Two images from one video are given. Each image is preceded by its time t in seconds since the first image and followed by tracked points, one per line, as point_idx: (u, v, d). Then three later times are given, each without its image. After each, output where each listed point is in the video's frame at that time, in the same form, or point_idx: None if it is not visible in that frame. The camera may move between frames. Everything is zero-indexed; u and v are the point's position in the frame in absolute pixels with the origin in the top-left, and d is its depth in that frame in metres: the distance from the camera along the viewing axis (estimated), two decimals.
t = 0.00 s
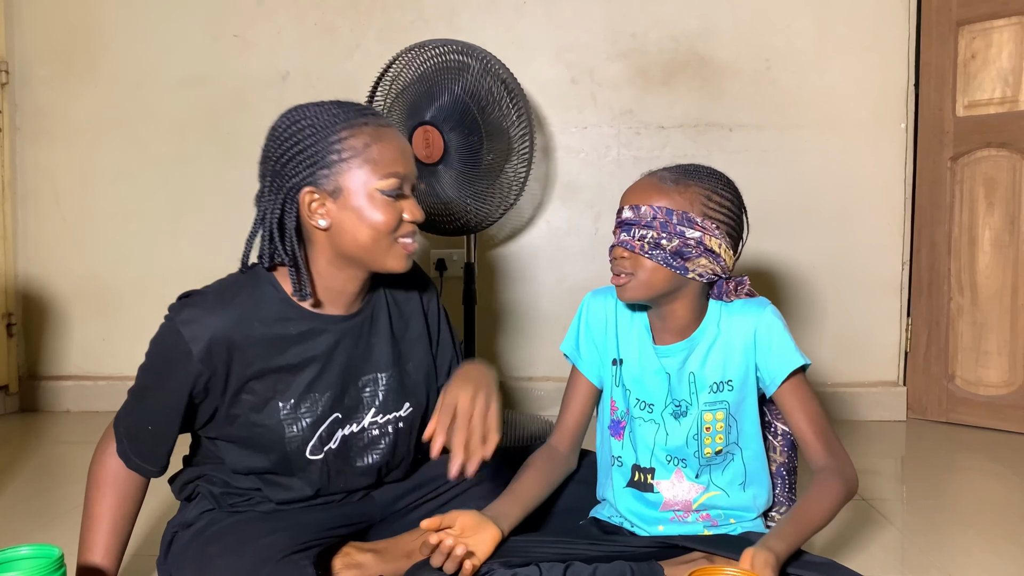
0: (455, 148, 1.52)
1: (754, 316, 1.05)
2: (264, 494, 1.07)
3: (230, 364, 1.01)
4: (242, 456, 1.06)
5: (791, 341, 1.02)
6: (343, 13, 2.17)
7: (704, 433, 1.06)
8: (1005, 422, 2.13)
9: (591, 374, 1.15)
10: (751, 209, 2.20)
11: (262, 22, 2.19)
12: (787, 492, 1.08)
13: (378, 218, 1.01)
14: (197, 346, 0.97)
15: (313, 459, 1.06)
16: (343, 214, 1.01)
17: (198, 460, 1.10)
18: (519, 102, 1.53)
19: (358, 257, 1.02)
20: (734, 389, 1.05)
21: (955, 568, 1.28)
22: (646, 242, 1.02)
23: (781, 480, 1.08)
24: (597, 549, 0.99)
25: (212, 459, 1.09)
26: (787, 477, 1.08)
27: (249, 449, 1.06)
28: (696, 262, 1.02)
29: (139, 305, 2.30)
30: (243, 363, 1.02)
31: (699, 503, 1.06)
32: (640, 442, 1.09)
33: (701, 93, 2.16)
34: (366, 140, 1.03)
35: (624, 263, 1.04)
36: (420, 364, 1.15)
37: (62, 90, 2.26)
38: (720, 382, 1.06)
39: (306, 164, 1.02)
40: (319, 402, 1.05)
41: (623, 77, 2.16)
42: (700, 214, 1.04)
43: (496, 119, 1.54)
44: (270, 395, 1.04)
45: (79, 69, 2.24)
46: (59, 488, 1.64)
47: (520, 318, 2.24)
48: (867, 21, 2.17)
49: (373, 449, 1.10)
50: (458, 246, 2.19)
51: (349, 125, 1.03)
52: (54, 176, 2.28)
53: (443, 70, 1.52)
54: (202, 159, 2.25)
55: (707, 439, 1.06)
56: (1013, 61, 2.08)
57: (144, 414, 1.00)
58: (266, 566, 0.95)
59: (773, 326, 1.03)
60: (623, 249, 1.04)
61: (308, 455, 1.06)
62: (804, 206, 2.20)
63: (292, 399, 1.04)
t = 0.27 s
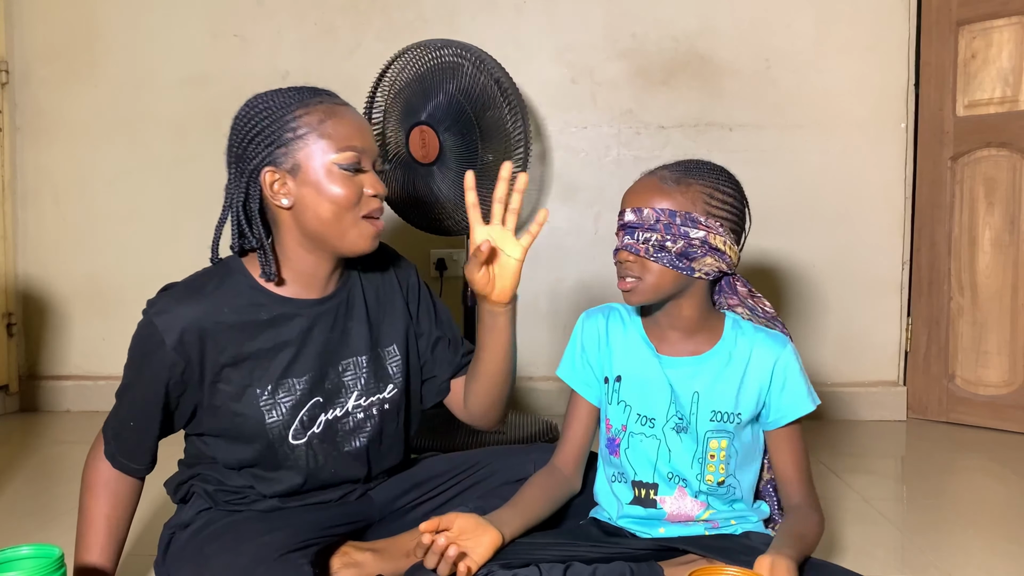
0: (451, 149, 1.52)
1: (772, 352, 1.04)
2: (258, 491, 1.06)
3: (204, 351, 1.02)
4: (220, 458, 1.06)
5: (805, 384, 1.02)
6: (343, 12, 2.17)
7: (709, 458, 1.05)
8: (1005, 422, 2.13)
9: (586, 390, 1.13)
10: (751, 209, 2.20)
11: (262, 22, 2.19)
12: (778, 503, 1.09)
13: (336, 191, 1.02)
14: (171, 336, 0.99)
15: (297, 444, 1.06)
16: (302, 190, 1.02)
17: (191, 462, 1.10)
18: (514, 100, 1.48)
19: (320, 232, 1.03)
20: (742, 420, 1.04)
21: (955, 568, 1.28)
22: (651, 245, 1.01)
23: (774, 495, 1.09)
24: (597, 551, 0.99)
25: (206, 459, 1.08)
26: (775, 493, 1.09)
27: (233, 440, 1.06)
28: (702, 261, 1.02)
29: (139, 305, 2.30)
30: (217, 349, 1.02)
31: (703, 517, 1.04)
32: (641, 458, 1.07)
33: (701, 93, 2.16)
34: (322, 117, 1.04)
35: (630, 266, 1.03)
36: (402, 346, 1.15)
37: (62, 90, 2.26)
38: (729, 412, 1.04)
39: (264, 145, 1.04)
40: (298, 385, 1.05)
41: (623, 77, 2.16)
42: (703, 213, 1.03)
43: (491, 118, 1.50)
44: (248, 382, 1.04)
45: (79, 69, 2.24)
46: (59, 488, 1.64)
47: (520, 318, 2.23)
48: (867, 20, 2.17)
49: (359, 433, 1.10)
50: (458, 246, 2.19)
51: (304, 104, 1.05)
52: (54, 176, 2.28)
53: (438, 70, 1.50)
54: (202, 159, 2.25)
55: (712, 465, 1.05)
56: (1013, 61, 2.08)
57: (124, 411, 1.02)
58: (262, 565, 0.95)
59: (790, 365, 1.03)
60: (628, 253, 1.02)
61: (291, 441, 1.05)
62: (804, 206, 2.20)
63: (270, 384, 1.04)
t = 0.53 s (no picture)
0: (447, 149, 1.52)
1: (774, 354, 1.04)
2: (252, 490, 1.06)
3: (191, 345, 1.03)
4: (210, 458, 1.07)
5: (807, 387, 1.02)
6: (343, 12, 2.17)
7: (710, 458, 1.05)
8: (1004, 422, 2.13)
9: (589, 388, 1.12)
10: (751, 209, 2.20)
11: (262, 22, 2.19)
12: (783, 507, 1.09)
13: (317, 181, 1.04)
14: (157, 330, 1.00)
15: (284, 439, 1.05)
16: (285, 180, 1.05)
17: (187, 463, 1.09)
18: (508, 100, 1.47)
19: (302, 221, 1.05)
20: (743, 421, 1.04)
21: (955, 568, 1.28)
22: (662, 247, 1.00)
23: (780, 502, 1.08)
24: (597, 550, 0.99)
25: (201, 460, 1.08)
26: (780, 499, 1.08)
27: (222, 436, 1.06)
28: (712, 263, 1.02)
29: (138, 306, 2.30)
30: (204, 342, 1.03)
31: (706, 515, 1.04)
32: (643, 456, 1.07)
33: (701, 93, 2.16)
34: (305, 111, 1.07)
35: (640, 267, 1.03)
36: (393, 344, 1.14)
37: (62, 90, 2.26)
38: (730, 412, 1.04)
39: (249, 137, 1.07)
40: (285, 380, 1.05)
41: (623, 77, 2.16)
42: (714, 214, 1.03)
43: (487, 118, 1.50)
44: (235, 376, 1.04)
45: (79, 69, 2.24)
46: (58, 488, 1.64)
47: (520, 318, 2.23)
48: (867, 20, 2.16)
49: (348, 429, 1.09)
50: (458, 246, 2.19)
51: (288, 98, 1.08)
52: (54, 176, 2.28)
53: (434, 70, 1.51)
54: (201, 159, 2.25)
55: (713, 465, 1.05)
56: (1013, 61, 2.08)
57: (115, 408, 1.02)
58: (261, 564, 0.95)
59: (792, 368, 1.03)
60: (639, 253, 1.02)
61: (279, 434, 1.05)
62: (803, 206, 2.20)
63: (257, 378, 1.04)
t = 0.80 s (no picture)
0: (443, 149, 1.53)
1: (774, 353, 1.05)
2: (252, 490, 1.06)
3: (194, 343, 1.03)
4: (211, 458, 1.07)
5: (806, 387, 1.03)
6: (343, 12, 2.17)
7: (711, 458, 1.05)
8: (1004, 421, 2.13)
9: (590, 388, 1.13)
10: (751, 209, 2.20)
11: (262, 22, 2.19)
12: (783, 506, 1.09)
13: (319, 180, 1.05)
14: (161, 328, 1.00)
15: (286, 439, 1.05)
16: (287, 179, 1.06)
17: (188, 463, 1.09)
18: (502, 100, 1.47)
19: (302, 219, 1.05)
20: (743, 420, 1.04)
21: (955, 568, 1.28)
22: (663, 247, 1.00)
23: (781, 500, 1.09)
24: (597, 550, 0.99)
25: (201, 460, 1.08)
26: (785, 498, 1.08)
27: (224, 435, 1.06)
28: (713, 263, 1.02)
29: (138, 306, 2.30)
30: (207, 340, 1.03)
31: (706, 515, 1.05)
32: (643, 456, 1.07)
33: (701, 93, 2.17)
34: (308, 111, 1.08)
35: (642, 268, 1.02)
36: (395, 348, 1.14)
37: (62, 90, 2.26)
38: (730, 412, 1.04)
39: (252, 136, 1.07)
40: (287, 380, 1.05)
41: (623, 77, 2.16)
42: (715, 215, 1.03)
43: (482, 118, 1.49)
44: (237, 376, 1.04)
45: (79, 69, 2.24)
46: (58, 488, 1.64)
47: (520, 318, 2.23)
48: (866, 21, 2.16)
49: (348, 431, 1.09)
50: (458, 247, 2.19)
51: (292, 100, 1.09)
52: (54, 176, 2.28)
53: (430, 70, 1.51)
54: (201, 159, 2.25)
55: (714, 465, 1.05)
56: (1013, 61, 2.08)
57: (117, 405, 1.02)
58: (262, 564, 0.95)
59: (793, 368, 1.03)
60: (640, 254, 1.02)
61: (279, 434, 1.05)
62: (803, 206, 2.20)
63: (258, 378, 1.04)
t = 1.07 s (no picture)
0: (439, 149, 1.52)
1: (773, 353, 1.05)
2: (253, 490, 1.06)
3: (199, 342, 1.03)
4: (213, 459, 1.07)
5: (806, 385, 1.03)
6: (343, 12, 2.17)
7: (710, 458, 1.05)
8: (1004, 422, 2.13)
9: (589, 389, 1.13)
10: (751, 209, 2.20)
11: (262, 22, 2.19)
12: (783, 505, 1.09)
13: (328, 181, 1.05)
14: (166, 326, 1.01)
15: (288, 440, 1.05)
16: (295, 179, 1.06)
17: (190, 462, 1.09)
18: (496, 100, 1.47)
19: (310, 220, 1.06)
20: (743, 421, 1.04)
21: (955, 568, 1.28)
22: (660, 249, 1.00)
23: (781, 500, 1.09)
24: (597, 550, 0.99)
25: (203, 459, 1.08)
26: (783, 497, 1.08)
27: (227, 436, 1.06)
28: (710, 263, 1.02)
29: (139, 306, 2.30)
30: (212, 339, 1.03)
31: (705, 516, 1.04)
32: (643, 457, 1.07)
33: (701, 93, 2.17)
34: (317, 112, 1.08)
35: (640, 270, 1.02)
36: (398, 352, 1.15)
37: (62, 90, 2.26)
38: (730, 412, 1.04)
39: (262, 137, 1.08)
40: (290, 381, 1.05)
41: (623, 77, 2.16)
42: (710, 215, 1.03)
43: (477, 117, 1.49)
44: (240, 376, 1.04)
45: (79, 69, 2.25)
46: (58, 488, 1.64)
47: (519, 318, 2.23)
48: (866, 20, 2.17)
49: (350, 434, 1.09)
50: (458, 247, 2.19)
51: (302, 100, 1.09)
52: (54, 176, 2.28)
53: (426, 70, 1.51)
54: (202, 159, 2.25)
55: (713, 465, 1.05)
56: (1013, 61, 2.08)
57: (122, 401, 1.03)
58: (262, 564, 0.95)
59: (792, 367, 1.04)
60: (637, 258, 1.01)
61: (282, 435, 1.05)
62: (803, 206, 2.20)
63: (262, 378, 1.04)
